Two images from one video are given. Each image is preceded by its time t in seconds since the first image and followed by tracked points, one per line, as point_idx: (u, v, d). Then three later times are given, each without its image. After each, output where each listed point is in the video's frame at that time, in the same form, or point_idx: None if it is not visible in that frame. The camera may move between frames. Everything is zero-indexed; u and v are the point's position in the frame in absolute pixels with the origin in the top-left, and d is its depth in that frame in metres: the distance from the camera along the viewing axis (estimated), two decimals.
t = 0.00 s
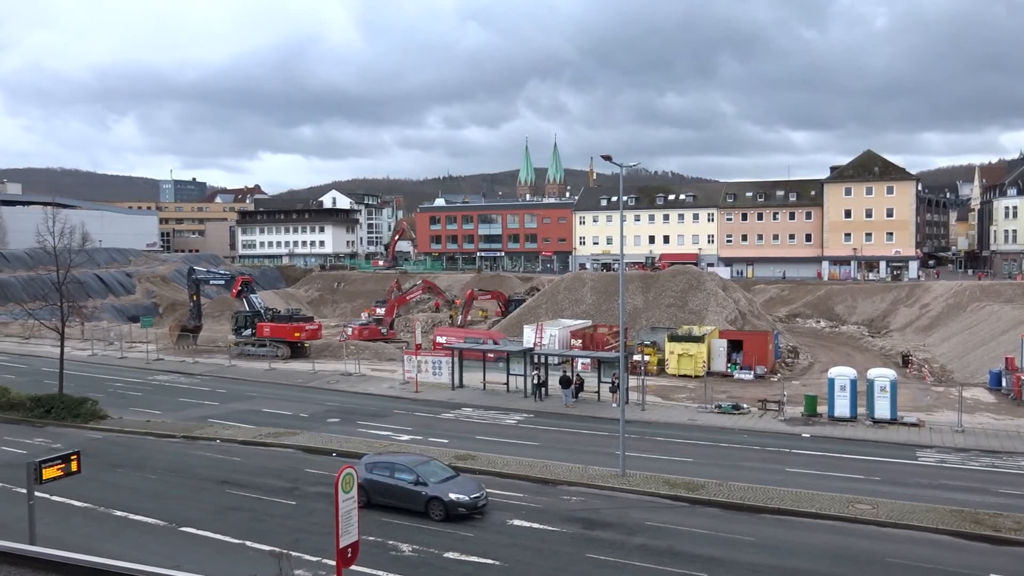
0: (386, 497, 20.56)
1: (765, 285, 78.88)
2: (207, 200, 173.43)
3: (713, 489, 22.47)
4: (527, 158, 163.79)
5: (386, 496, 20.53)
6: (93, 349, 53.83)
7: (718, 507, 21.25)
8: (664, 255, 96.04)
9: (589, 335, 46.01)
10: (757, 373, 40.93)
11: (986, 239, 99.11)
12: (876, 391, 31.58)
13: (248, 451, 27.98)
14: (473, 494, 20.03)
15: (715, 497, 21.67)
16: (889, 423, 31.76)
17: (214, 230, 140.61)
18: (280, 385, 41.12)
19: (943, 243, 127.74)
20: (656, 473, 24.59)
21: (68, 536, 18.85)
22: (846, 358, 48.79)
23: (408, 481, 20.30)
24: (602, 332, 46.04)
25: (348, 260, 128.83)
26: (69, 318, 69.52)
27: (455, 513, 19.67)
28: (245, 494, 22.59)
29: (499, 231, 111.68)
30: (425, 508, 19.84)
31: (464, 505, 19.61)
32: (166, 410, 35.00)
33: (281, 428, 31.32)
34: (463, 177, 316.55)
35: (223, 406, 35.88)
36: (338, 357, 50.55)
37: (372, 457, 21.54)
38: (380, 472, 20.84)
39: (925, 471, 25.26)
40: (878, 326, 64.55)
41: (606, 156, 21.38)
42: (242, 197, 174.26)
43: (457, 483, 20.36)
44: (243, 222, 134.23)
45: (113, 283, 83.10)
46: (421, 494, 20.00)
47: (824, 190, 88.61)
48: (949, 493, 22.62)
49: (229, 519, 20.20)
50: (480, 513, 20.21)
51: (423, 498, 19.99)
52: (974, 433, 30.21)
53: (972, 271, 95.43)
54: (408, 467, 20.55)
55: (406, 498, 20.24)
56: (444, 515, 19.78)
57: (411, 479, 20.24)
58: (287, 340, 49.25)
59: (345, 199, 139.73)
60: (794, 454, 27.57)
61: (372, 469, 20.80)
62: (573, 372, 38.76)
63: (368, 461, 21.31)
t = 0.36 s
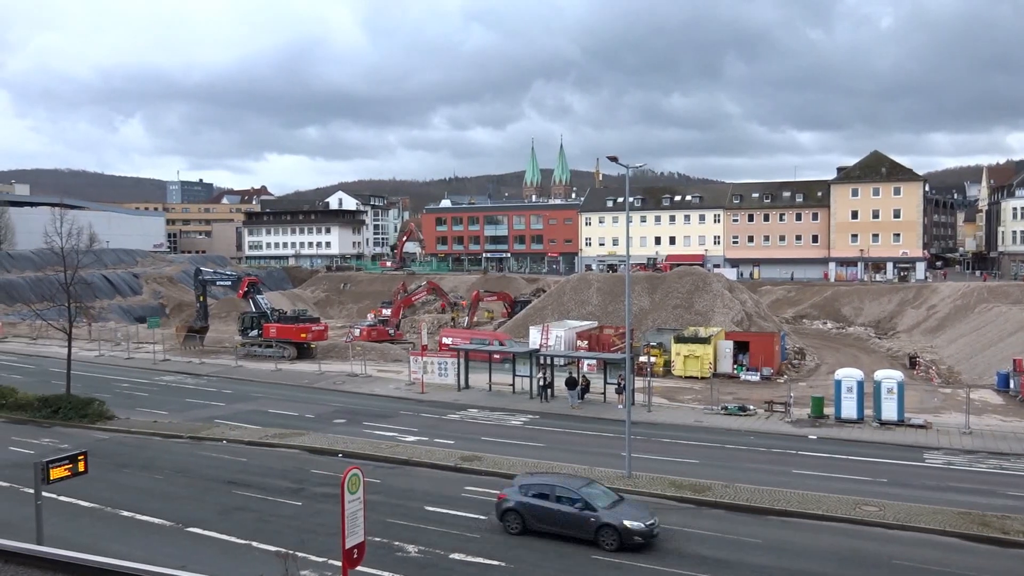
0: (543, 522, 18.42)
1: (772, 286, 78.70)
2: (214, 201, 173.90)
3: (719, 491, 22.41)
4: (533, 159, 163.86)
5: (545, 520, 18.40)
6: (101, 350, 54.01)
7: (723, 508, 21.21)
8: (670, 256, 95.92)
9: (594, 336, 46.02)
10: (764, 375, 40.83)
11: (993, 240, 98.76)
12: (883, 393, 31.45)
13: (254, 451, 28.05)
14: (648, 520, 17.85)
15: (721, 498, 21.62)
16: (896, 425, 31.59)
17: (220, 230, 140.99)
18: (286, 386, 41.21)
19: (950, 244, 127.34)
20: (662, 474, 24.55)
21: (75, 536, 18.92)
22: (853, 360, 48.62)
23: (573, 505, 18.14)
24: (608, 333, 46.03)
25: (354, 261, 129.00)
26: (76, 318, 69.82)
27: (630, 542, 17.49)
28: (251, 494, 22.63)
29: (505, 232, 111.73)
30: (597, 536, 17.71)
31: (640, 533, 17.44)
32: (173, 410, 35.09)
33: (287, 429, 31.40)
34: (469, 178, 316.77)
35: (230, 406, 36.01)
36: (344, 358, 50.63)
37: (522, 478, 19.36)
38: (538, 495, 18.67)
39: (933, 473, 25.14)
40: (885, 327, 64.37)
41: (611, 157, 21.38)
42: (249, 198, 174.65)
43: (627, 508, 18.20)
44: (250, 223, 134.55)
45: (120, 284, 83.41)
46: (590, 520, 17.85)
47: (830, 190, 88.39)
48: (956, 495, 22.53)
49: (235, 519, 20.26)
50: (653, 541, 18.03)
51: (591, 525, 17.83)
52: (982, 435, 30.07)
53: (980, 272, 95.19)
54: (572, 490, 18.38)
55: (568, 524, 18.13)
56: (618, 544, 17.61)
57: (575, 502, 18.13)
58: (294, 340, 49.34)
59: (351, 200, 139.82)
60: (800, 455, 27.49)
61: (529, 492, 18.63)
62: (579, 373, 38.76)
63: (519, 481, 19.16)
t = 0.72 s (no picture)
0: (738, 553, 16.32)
1: (777, 286, 78.56)
2: (219, 203, 174.23)
3: (726, 491, 22.39)
4: (537, 160, 163.91)
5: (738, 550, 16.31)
6: (108, 352, 54.21)
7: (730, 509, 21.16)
8: (675, 256, 95.84)
9: (599, 337, 46.02)
10: (770, 375, 40.75)
11: (1000, 240, 98.53)
12: (889, 393, 31.37)
13: (261, 453, 28.11)
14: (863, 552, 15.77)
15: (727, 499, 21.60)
16: (903, 426, 31.50)
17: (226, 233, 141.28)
18: (292, 387, 41.32)
19: (957, 244, 126.94)
20: (668, 475, 24.56)
21: (82, 538, 18.98)
22: (859, 360, 48.50)
23: (775, 533, 16.04)
24: (614, 334, 46.04)
25: (359, 262, 129.09)
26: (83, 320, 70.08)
27: None
28: (257, 496, 22.68)
29: (510, 233, 111.75)
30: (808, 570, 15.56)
31: (860, 566, 15.36)
32: (179, 412, 35.21)
33: (293, 430, 31.46)
34: (473, 179, 317.03)
35: (236, 408, 36.10)
36: (350, 359, 50.70)
37: (707, 504, 17.33)
38: (730, 522, 16.57)
39: (941, 474, 25.03)
40: (891, 327, 64.19)
41: (617, 157, 21.35)
42: (254, 200, 175.00)
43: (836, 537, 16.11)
44: (255, 225, 134.85)
45: (126, 286, 83.68)
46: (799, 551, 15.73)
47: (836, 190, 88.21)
48: (964, 496, 22.44)
49: (242, 521, 20.30)
50: None
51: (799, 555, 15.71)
52: (989, 435, 29.97)
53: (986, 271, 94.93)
54: (771, 516, 16.30)
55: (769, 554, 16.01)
56: None
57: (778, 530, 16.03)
58: (299, 342, 49.43)
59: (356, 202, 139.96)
60: (807, 456, 27.43)
61: (721, 519, 16.55)
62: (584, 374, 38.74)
63: (704, 507, 17.12)
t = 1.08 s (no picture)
0: None
1: (781, 287, 78.46)
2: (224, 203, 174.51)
3: (730, 492, 22.37)
4: (541, 160, 163.94)
5: None
6: (113, 352, 54.34)
7: (733, 510, 21.14)
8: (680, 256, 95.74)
9: (603, 338, 46.02)
10: (774, 375, 40.69)
11: (1005, 240, 98.27)
12: (894, 394, 31.29)
13: (265, 453, 28.15)
14: None
15: (730, 500, 21.58)
16: (908, 426, 31.46)
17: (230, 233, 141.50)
18: (296, 387, 41.37)
19: (962, 245, 126.63)
20: (671, 476, 24.54)
21: (88, 538, 19.02)
22: (864, 361, 48.39)
23: None
24: (618, 335, 46.05)
25: (364, 262, 129.23)
26: (88, 320, 70.25)
27: None
28: (262, 496, 22.72)
29: (514, 233, 111.76)
30: None
31: None
32: (184, 412, 35.26)
33: (297, 430, 31.47)
34: (478, 180, 317.25)
35: (240, 408, 36.14)
36: (354, 359, 50.74)
37: (934, 536, 15.65)
38: (965, 552, 14.96)
39: (946, 475, 24.95)
40: (896, 328, 64.03)
41: (621, 158, 21.38)
42: (259, 201, 175.31)
43: None
44: (260, 226, 135.06)
45: (131, 286, 83.89)
46: None
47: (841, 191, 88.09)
48: (968, 497, 22.37)
49: (246, 521, 20.33)
50: None
51: None
52: (994, 437, 29.88)
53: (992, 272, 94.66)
54: (1014, 546, 14.80)
55: None
56: None
57: None
58: (304, 342, 49.49)
59: (361, 203, 140.03)
60: (811, 457, 27.36)
61: (956, 548, 14.95)
62: (588, 374, 38.70)
63: (928, 536, 15.59)
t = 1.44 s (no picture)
0: None
1: (783, 286, 78.41)
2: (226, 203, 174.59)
3: (732, 492, 22.35)
4: (543, 159, 163.87)
5: None
6: (115, 351, 54.46)
7: (735, 510, 21.12)
8: (682, 256, 95.71)
9: (606, 338, 46.03)
10: (776, 375, 40.66)
11: (1008, 240, 98.13)
12: (897, 394, 31.24)
13: (267, 452, 28.17)
14: None
15: (732, 499, 21.57)
16: (910, 426, 31.40)
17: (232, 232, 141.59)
18: (298, 386, 41.39)
19: (964, 245, 126.52)
20: (672, 476, 24.49)
21: (89, 537, 19.02)
22: (867, 361, 48.33)
23: None
24: (619, 334, 46.08)
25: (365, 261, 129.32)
26: (90, 319, 70.31)
27: None
28: (264, 495, 22.73)
29: (516, 233, 111.77)
30: None
31: None
32: (186, 411, 35.28)
33: (299, 429, 31.47)
34: (480, 180, 317.41)
35: (241, 407, 36.12)
36: (356, 358, 50.76)
37: None
38: None
39: (949, 475, 24.92)
40: (899, 328, 63.95)
41: (622, 158, 21.41)
42: (261, 200, 175.46)
43: None
44: (262, 224, 135.19)
45: (133, 285, 84.00)
46: None
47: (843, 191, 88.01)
48: (970, 497, 22.33)
49: (249, 520, 20.33)
50: None
51: None
52: (996, 436, 29.84)
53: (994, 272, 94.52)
54: None
55: None
56: None
57: None
58: (306, 342, 49.55)
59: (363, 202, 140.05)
60: (813, 456, 27.34)
61: None
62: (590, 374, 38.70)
63: None
